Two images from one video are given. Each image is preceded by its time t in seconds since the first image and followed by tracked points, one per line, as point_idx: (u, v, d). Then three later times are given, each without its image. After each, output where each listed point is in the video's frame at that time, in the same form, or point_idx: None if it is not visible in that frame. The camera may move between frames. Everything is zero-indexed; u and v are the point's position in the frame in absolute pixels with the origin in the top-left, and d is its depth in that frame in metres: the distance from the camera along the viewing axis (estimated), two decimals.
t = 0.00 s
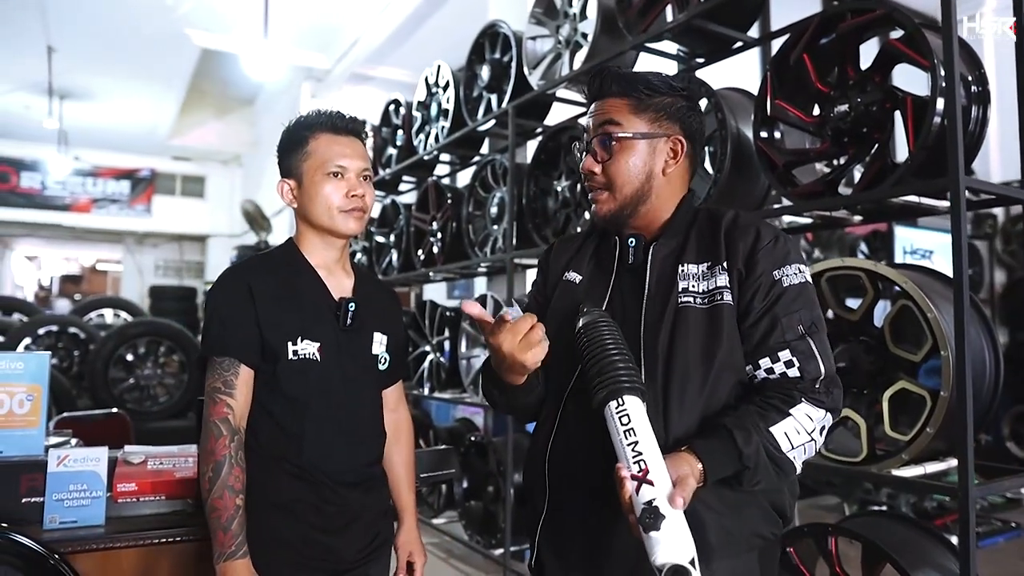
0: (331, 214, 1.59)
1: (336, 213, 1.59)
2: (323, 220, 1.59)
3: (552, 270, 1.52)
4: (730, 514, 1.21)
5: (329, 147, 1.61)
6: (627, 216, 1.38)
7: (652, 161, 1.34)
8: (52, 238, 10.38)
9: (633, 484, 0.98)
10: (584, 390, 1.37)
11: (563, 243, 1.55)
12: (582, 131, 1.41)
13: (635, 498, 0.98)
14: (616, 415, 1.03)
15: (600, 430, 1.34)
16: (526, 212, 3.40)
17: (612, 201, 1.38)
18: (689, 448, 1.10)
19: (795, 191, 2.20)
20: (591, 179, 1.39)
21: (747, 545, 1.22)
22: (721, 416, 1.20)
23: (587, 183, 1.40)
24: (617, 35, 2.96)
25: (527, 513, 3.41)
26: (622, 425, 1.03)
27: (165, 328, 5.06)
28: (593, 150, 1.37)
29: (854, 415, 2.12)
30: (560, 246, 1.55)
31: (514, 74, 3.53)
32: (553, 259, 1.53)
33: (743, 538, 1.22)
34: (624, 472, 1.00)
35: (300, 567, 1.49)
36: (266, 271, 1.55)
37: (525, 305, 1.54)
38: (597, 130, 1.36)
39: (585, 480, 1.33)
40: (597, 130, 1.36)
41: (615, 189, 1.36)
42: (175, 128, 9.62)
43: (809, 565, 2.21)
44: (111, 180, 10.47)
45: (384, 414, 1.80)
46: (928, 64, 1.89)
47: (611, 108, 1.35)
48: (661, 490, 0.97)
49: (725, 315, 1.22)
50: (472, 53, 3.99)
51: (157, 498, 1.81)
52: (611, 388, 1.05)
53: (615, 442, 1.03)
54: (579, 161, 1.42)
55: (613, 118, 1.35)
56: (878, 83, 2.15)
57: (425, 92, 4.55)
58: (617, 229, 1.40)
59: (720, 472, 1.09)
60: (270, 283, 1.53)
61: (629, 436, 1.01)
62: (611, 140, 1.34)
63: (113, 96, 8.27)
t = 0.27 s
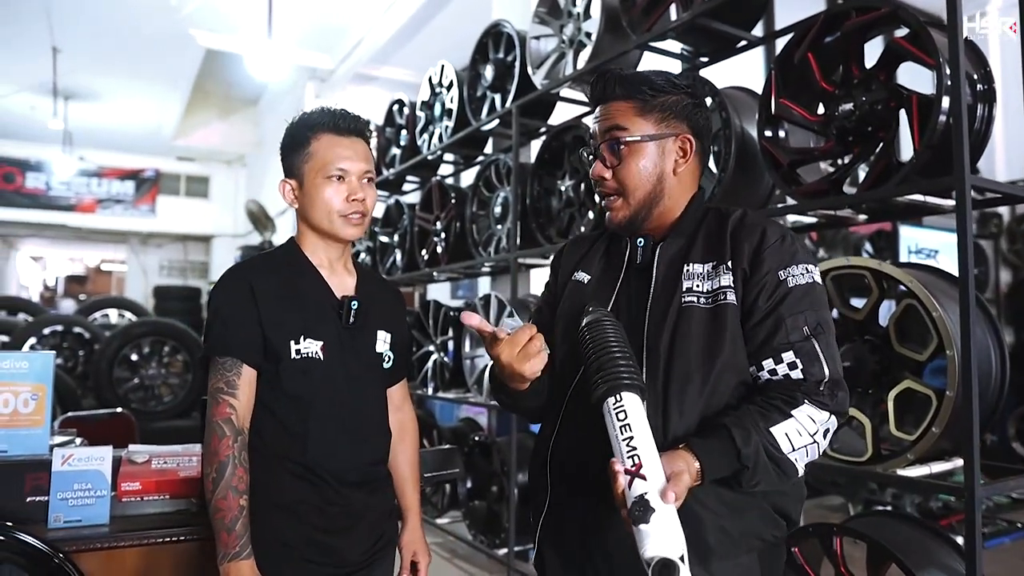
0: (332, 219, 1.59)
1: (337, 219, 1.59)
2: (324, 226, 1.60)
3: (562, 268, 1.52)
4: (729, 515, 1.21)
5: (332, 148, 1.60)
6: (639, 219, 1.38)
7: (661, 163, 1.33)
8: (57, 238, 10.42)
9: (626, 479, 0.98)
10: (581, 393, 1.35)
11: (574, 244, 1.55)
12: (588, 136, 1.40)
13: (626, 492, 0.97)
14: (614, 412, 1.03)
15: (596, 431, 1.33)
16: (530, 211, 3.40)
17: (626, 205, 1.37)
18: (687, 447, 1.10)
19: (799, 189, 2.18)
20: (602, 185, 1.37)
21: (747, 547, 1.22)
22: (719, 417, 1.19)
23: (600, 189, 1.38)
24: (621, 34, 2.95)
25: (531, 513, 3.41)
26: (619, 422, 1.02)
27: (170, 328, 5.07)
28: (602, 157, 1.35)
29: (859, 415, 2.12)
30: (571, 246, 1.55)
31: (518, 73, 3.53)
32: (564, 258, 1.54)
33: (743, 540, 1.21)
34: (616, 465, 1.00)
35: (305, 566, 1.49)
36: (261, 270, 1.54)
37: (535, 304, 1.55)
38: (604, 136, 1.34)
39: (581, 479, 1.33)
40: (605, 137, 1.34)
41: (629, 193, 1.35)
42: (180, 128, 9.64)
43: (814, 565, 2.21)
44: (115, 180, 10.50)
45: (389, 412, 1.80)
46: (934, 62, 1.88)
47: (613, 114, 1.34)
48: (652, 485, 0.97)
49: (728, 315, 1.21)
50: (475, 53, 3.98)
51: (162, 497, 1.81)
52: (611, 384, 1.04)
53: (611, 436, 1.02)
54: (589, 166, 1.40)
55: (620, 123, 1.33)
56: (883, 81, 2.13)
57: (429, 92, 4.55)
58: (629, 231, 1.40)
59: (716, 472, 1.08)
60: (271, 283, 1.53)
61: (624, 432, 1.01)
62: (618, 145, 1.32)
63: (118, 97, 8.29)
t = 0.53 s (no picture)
0: (341, 220, 1.59)
1: (346, 220, 1.59)
2: (331, 226, 1.59)
3: (573, 264, 1.53)
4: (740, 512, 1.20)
5: (340, 146, 1.59)
6: (656, 210, 1.38)
7: (682, 153, 1.34)
8: (62, 238, 10.46)
9: (637, 450, 0.94)
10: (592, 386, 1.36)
11: (585, 239, 1.56)
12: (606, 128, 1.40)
13: (637, 461, 0.93)
14: (625, 391, 1.02)
15: (608, 427, 1.33)
16: (534, 210, 3.40)
17: (646, 193, 1.36)
18: (699, 427, 1.09)
19: (803, 188, 2.18)
20: (622, 172, 1.36)
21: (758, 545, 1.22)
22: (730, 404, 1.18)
23: (618, 178, 1.38)
24: (625, 33, 2.95)
25: (535, 512, 3.41)
26: (631, 399, 1.01)
27: (174, 328, 5.08)
28: (623, 146, 1.35)
29: (864, 413, 2.11)
30: (583, 241, 1.56)
31: (521, 72, 3.53)
32: (575, 253, 1.54)
33: (755, 539, 1.21)
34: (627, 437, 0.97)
35: (309, 564, 1.49)
36: (256, 269, 1.53)
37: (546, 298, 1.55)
38: (626, 125, 1.35)
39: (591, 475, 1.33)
40: (626, 126, 1.34)
41: (649, 181, 1.35)
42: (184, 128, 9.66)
43: (819, 564, 2.20)
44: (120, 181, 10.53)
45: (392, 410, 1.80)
46: (939, 59, 1.87)
47: (637, 104, 1.34)
48: (665, 453, 0.93)
49: (740, 309, 1.21)
50: (479, 52, 3.98)
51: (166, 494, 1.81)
52: (622, 365, 1.05)
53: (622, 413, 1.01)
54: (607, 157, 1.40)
55: (641, 113, 1.33)
56: (888, 78, 2.13)
57: (432, 91, 4.55)
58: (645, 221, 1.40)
59: (728, 457, 1.07)
60: (271, 281, 1.53)
61: (636, 407, 0.99)
62: (640, 134, 1.33)
63: (122, 97, 8.32)
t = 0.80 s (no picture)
0: (339, 215, 1.59)
1: (345, 214, 1.59)
2: (330, 220, 1.59)
3: (579, 260, 1.53)
4: (756, 508, 1.20)
5: (338, 139, 1.59)
6: (678, 209, 1.37)
7: (711, 150, 1.33)
8: (65, 238, 10.49)
9: (659, 387, 0.95)
10: (608, 381, 1.36)
11: (593, 234, 1.56)
12: (630, 123, 1.36)
13: (660, 396, 0.94)
14: (644, 350, 1.04)
15: (621, 423, 1.33)
16: (536, 210, 3.40)
17: (674, 190, 1.34)
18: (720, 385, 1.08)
19: (807, 187, 2.17)
20: (647, 172, 1.34)
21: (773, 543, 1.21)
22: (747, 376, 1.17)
23: (645, 174, 1.34)
24: (628, 32, 2.94)
25: (538, 512, 3.41)
26: (648, 353, 1.02)
27: (176, 327, 5.09)
28: (653, 141, 1.32)
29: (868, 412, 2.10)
30: (591, 236, 1.56)
31: (523, 71, 3.52)
32: (583, 248, 1.54)
33: (769, 536, 1.20)
34: (647, 378, 0.99)
35: (311, 563, 1.49)
36: (252, 270, 1.53)
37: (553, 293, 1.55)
38: (657, 120, 1.32)
39: (605, 475, 1.33)
40: (658, 121, 1.31)
41: (678, 179, 1.33)
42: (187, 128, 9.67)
43: (822, 564, 2.20)
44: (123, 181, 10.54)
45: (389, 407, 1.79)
46: (943, 57, 1.86)
47: (665, 99, 1.32)
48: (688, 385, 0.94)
49: (753, 301, 1.21)
50: (481, 51, 3.98)
51: (166, 495, 1.82)
52: (638, 331, 1.07)
53: (638, 363, 1.02)
54: (631, 152, 1.36)
55: (673, 108, 1.31)
56: (892, 77, 2.12)
57: (435, 91, 4.55)
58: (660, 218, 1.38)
59: (745, 424, 1.06)
60: (269, 279, 1.53)
61: (654, 357, 1.01)
62: (674, 130, 1.30)
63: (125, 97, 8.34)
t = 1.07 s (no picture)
0: (327, 212, 1.56)
1: (333, 210, 1.56)
2: (318, 216, 1.57)
3: (580, 256, 1.52)
4: (765, 505, 1.20)
5: (327, 132, 1.55)
6: (681, 205, 1.37)
7: (715, 146, 1.33)
8: (68, 238, 10.52)
9: (685, 376, 0.96)
10: (613, 379, 1.37)
11: (593, 229, 1.55)
12: (633, 117, 1.36)
13: (688, 384, 0.94)
14: (660, 343, 1.05)
15: (625, 422, 1.33)
16: (538, 209, 3.40)
17: (677, 185, 1.34)
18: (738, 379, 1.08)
19: (808, 186, 2.17)
20: (651, 165, 1.33)
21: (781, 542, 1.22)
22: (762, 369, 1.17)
23: (648, 169, 1.34)
24: (629, 31, 2.93)
25: (539, 512, 3.40)
26: (664, 346, 1.03)
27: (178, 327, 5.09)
28: (657, 135, 1.32)
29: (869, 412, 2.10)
30: (591, 232, 1.55)
31: (525, 71, 3.52)
32: (584, 244, 1.53)
33: (778, 533, 1.21)
34: (672, 369, 0.98)
35: (311, 562, 1.49)
36: (241, 269, 1.52)
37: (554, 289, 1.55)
38: (662, 114, 1.32)
39: (612, 477, 1.33)
40: (662, 115, 1.32)
41: (681, 173, 1.33)
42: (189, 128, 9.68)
43: (824, 564, 2.19)
44: (126, 181, 10.55)
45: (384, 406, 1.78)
46: (944, 56, 1.85)
47: (670, 93, 1.32)
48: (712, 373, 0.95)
49: (761, 297, 1.21)
50: (483, 51, 3.98)
51: (167, 493, 1.81)
52: (648, 328, 1.09)
53: (658, 357, 1.02)
54: (633, 147, 1.36)
55: (678, 103, 1.31)
56: (893, 76, 2.11)
57: (436, 90, 4.55)
58: (658, 215, 1.39)
59: (767, 416, 1.04)
60: (256, 280, 1.52)
61: (675, 350, 1.02)
62: (678, 124, 1.31)
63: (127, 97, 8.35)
